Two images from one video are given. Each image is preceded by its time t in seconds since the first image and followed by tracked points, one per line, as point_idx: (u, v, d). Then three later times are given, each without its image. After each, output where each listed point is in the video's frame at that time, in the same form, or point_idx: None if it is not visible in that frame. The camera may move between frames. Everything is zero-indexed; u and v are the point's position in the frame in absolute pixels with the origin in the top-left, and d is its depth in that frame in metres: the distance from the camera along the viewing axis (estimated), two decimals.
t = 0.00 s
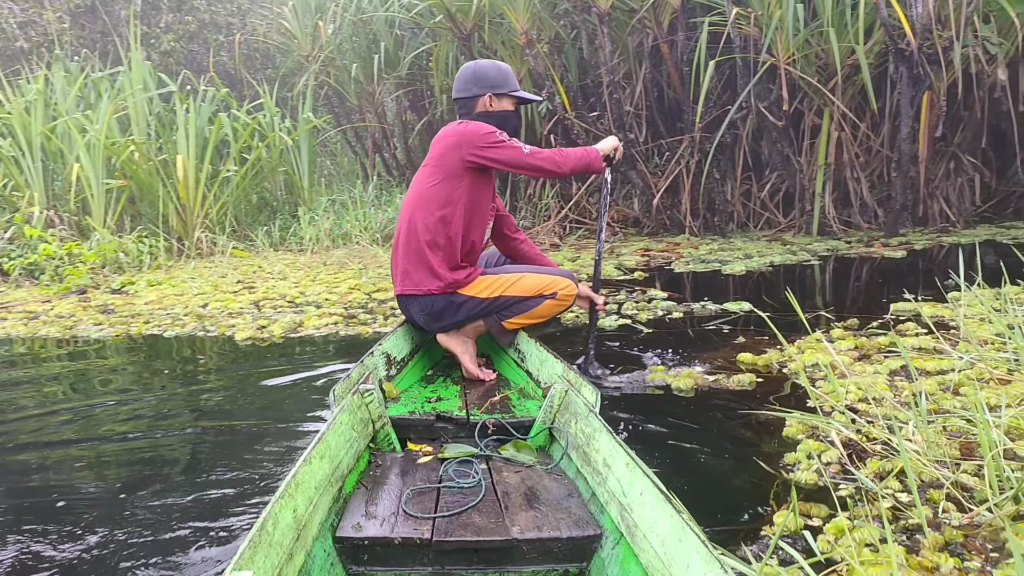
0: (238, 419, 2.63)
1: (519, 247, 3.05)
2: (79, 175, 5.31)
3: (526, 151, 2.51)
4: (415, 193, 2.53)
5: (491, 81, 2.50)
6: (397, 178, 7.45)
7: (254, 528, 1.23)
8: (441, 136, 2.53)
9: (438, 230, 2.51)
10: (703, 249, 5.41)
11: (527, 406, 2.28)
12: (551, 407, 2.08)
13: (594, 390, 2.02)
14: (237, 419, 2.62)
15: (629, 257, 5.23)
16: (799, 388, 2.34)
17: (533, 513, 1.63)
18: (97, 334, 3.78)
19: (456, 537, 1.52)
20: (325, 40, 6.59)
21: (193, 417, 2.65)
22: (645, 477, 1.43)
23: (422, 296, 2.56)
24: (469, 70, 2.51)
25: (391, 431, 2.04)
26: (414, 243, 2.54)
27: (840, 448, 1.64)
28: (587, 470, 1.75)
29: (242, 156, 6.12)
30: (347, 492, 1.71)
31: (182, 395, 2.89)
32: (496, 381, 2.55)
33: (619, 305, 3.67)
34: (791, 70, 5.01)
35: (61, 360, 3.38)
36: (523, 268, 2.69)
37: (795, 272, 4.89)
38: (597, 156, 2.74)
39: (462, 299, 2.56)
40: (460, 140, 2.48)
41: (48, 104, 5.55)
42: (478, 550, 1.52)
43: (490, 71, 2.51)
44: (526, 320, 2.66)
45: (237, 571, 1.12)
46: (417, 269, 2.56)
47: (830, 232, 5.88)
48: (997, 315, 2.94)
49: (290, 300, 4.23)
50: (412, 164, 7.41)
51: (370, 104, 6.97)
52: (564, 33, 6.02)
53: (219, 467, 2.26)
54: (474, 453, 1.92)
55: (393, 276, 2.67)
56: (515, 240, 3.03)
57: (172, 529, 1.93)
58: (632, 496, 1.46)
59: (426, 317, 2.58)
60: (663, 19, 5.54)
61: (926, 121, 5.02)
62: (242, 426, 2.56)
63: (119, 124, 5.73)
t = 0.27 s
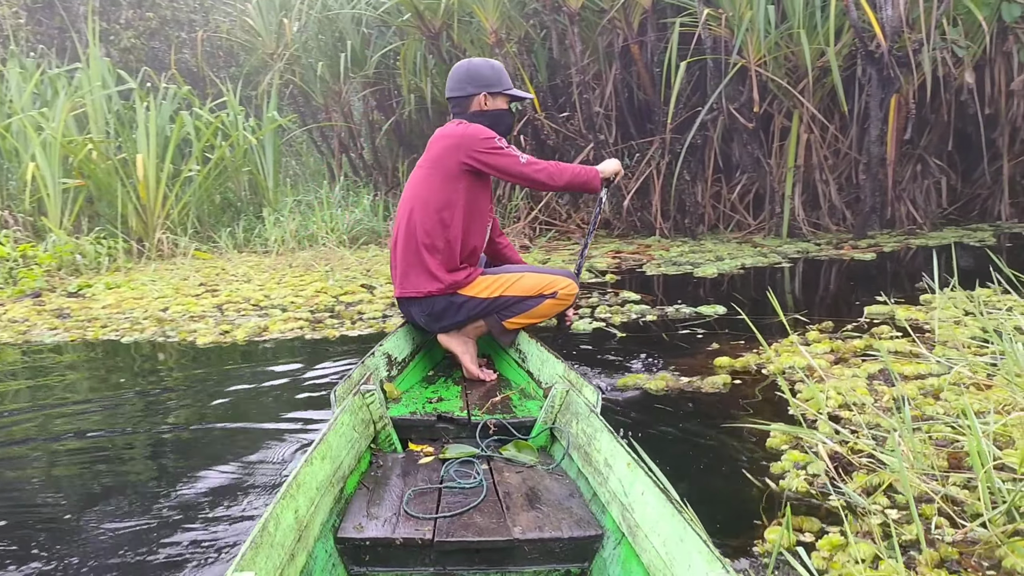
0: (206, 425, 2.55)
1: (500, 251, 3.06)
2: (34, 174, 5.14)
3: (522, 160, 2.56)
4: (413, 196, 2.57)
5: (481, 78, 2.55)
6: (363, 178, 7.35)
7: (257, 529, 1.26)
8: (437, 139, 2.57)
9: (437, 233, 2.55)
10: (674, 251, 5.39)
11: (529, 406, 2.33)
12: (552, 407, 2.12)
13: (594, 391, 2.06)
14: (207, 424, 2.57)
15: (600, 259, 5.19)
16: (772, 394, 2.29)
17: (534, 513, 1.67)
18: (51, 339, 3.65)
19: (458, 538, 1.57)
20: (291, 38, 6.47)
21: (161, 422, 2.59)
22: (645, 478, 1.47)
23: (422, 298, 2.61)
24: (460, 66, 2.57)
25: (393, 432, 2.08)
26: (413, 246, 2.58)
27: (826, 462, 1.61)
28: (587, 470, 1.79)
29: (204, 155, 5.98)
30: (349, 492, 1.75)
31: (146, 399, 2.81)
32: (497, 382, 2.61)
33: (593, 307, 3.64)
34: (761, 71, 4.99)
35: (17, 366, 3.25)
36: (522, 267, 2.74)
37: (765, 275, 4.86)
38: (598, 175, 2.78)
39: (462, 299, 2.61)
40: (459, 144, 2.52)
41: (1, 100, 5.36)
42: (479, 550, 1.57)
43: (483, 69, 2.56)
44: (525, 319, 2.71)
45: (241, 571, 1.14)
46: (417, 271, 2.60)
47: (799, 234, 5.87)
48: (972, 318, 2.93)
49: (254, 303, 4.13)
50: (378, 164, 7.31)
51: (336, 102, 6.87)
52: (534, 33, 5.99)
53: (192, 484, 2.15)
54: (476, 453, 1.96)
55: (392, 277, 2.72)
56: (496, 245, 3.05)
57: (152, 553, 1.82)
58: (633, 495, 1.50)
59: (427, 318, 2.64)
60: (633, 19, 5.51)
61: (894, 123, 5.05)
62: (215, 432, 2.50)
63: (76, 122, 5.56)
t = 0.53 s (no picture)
0: (174, 435, 2.47)
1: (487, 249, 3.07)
2: None
3: (513, 164, 2.53)
4: (407, 201, 2.56)
5: (471, 75, 2.55)
6: (329, 179, 7.22)
7: (259, 531, 1.27)
8: (430, 142, 2.56)
9: (433, 237, 2.55)
10: (645, 254, 5.35)
11: (530, 406, 2.36)
12: (554, 408, 2.13)
13: (596, 392, 2.07)
14: (176, 431, 2.48)
15: (571, 262, 5.14)
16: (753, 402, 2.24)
17: (536, 514, 1.68)
18: (2, 345, 3.49)
19: (460, 538, 1.58)
20: (254, 36, 6.33)
21: (128, 430, 2.50)
22: (647, 478, 1.49)
23: (421, 302, 2.62)
24: (452, 64, 2.60)
25: (394, 432, 2.08)
26: (410, 250, 2.58)
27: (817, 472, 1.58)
28: (589, 471, 1.80)
29: (165, 155, 5.82)
30: (350, 493, 1.76)
31: (108, 406, 2.71)
32: (498, 382, 2.63)
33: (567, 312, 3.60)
34: (732, 73, 4.97)
35: None
36: (523, 267, 2.76)
37: (735, 278, 4.83)
38: (608, 186, 2.69)
39: (462, 301, 2.63)
40: (451, 146, 2.51)
41: None
42: (481, 550, 1.58)
43: (475, 68, 2.58)
44: (526, 320, 2.73)
45: (244, 572, 1.16)
46: (414, 275, 2.61)
47: (769, 236, 5.86)
48: (947, 322, 2.93)
49: (216, 307, 4.01)
50: (344, 165, 7.19)
51: (301, 102, 6.74)
52: (503, 32, 5.95)
53: (163, 505, 2.03)
54: (478, 454, 1.97)
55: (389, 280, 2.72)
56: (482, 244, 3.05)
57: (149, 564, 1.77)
58: (634, 496, 1.52)
59: (427, 320, 2.66)
60: (602, 20, 5.48)
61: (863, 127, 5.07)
62: (186, 442, 2.42)
63: (32, 120, 5.39)
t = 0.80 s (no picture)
0: (139, 444, 2.37)
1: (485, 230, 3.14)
2: None
3: (483, 166, 2.29)
4: (400, 202, 2.55)
5: (467, 74, 2.50)
6: (295, 181, 7.09)
7: (256, 530, 1.26)
8: (421, 143, 2.52)
9: (426, 239, 2.54)
10: (616, 257, 5.31)
11: (530, 407, 2.36)
12: (552, 408, 2.11)
13: (596, 392, 2.07)
14: (142, 439, 2.40)
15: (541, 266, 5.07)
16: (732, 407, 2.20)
17: (535, 514, 1.67)
18: None
19: (458, 538, 1.57)
20: (218, 34, 6.21)
21: (92, 438, 2.40)
22: (647, 479, 1.48)
23: (420, 302, 2.63)
24: (449, 65, 2.55)
25: (393, 431, 2.07)
26: (405, 252, 2.59)
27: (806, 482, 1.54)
28: (589, 471, 1.80)
29: (124, 155, 5.67)
30: (350, 492, 1.75)
31: (66, 414, 2.60)
32: (498, 382, 2.63)
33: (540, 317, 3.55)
34: (702, 76, 4.95)
35: None
36: (524, 265, 2.74)
37: (705, 281, 4.82)
38: (579, 181, 2.23)
39: (460, 301, 2.64)
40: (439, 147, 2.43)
41: None
42: (480, 550, 1.57)
43: (471, 70, 2.52)
44: (526, 319, 2.72)
45: (241, 571, 1.15)
46: (411, 275, 2.61)
47: (739, 240, 5.84)
48: (922, 327, 2.91)
49: (177, 313, 3.89)
50: (310, 167, 7.06)
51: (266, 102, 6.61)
52: (472, 32, 5.91)
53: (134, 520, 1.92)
54: (477, 453, 1.97)
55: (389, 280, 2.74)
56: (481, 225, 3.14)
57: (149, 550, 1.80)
58: (634, 497, 1.51)
59: (426, 320, 2.67)
60: (572, 22, 5.44)
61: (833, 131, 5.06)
62: (154, 450, 2.32)
63: None
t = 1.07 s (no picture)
0: (107, 462, 2.28)
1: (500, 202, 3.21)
2: None
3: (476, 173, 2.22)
4: (402, 202, 2.50)
5: (469, 69, 2.44)
6: (262, 183, 6.97)
7: (260, 529, 1.25)
8: (424, 141, 2.47)
9: (428, 240, 2.50)
10: (590, 260, 5.27)
11: (532, 405, 2.35)
12: (555, 406, 2.13)
13: (597, 390, 2.08)
14: (108, 451, 2.36)
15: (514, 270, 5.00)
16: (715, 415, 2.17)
17: (537, 513, 1.68)
18: None
19: (461, 536, 1.57)
20: (182, 33, 6.07)
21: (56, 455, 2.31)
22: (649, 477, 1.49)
23: (421, 302, 2.60)
24: (449, 61, 2.48)
25: (395, 430, 2.07)
26: (405, 251, 2.54)
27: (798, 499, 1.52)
28: (591, 469, 1.80)
29: (85, 156, 5.50)
30: (352, 492, 1.75)
31: (27, 428, 2.50)
32: (500, 381, 2.61)
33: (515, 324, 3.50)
34: (676, 78, 4.92)
35: None
36: (523, 264, 2.72)
37: (679, 285, 4.80)
38: (574, 176, 2.21)
39: (462, 301, 2.61)
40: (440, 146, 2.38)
41: None
42: (482, 549, 1.57)
43: (474, 66, 2.47)
44: (527, 318, 2.70)
45: (242, 571, 1.14)
46: (412, 275, 2.58)
47: (712, 243, 5.82)
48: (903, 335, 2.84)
49: (140, 319, 3.77)
50: (278, 169, 6.95)
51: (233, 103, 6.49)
52: (442, 33, 5.84)
53: (107, 547, 1.84)
54: (478, 452, 1.97)
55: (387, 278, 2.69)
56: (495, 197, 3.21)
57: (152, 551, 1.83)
58: (636, 495, 1.52)
59: (427, 320, 2.64)
60: (544, 23, 5.37)
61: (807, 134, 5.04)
62: (122, 468, 2.24)
63: None
